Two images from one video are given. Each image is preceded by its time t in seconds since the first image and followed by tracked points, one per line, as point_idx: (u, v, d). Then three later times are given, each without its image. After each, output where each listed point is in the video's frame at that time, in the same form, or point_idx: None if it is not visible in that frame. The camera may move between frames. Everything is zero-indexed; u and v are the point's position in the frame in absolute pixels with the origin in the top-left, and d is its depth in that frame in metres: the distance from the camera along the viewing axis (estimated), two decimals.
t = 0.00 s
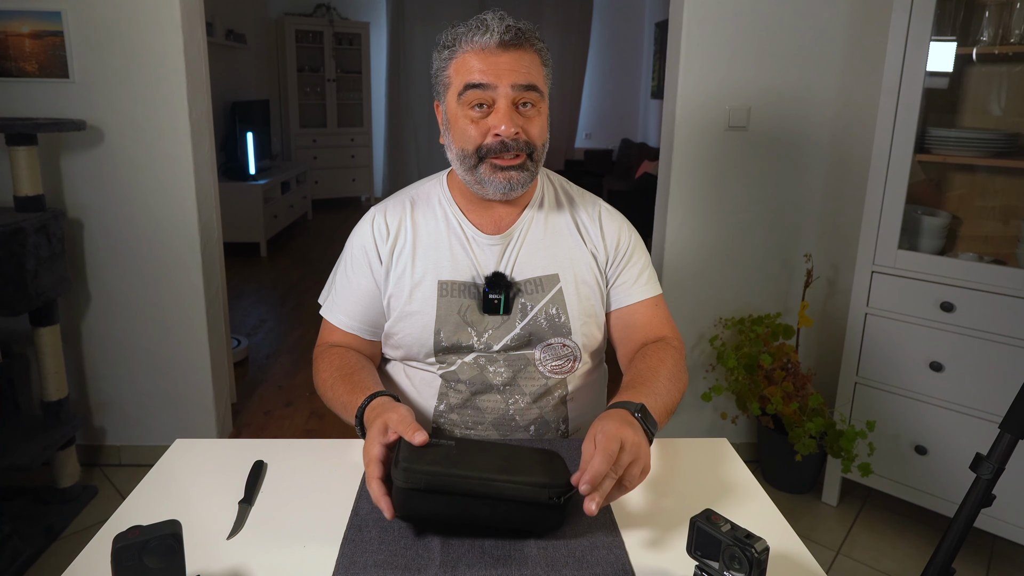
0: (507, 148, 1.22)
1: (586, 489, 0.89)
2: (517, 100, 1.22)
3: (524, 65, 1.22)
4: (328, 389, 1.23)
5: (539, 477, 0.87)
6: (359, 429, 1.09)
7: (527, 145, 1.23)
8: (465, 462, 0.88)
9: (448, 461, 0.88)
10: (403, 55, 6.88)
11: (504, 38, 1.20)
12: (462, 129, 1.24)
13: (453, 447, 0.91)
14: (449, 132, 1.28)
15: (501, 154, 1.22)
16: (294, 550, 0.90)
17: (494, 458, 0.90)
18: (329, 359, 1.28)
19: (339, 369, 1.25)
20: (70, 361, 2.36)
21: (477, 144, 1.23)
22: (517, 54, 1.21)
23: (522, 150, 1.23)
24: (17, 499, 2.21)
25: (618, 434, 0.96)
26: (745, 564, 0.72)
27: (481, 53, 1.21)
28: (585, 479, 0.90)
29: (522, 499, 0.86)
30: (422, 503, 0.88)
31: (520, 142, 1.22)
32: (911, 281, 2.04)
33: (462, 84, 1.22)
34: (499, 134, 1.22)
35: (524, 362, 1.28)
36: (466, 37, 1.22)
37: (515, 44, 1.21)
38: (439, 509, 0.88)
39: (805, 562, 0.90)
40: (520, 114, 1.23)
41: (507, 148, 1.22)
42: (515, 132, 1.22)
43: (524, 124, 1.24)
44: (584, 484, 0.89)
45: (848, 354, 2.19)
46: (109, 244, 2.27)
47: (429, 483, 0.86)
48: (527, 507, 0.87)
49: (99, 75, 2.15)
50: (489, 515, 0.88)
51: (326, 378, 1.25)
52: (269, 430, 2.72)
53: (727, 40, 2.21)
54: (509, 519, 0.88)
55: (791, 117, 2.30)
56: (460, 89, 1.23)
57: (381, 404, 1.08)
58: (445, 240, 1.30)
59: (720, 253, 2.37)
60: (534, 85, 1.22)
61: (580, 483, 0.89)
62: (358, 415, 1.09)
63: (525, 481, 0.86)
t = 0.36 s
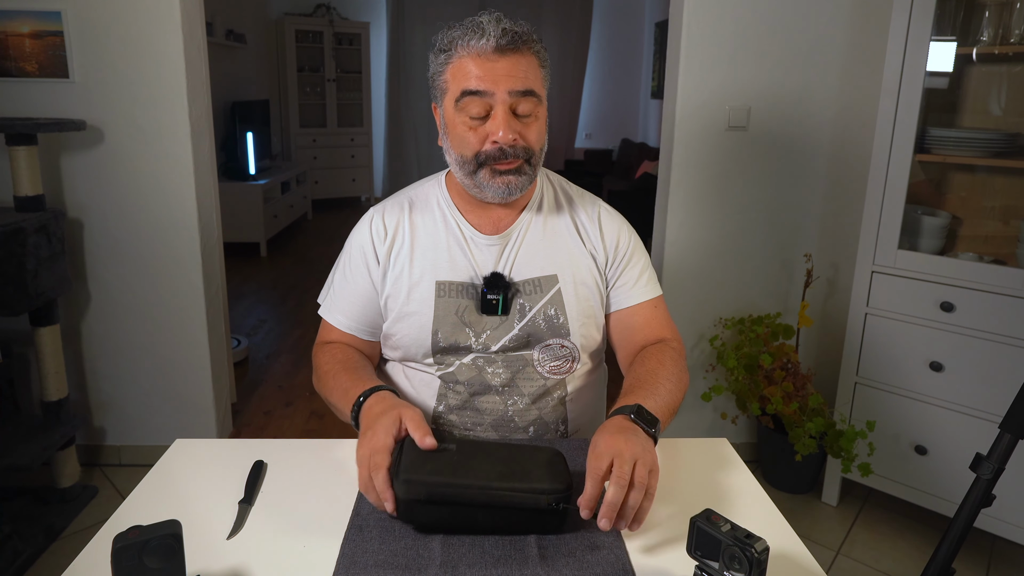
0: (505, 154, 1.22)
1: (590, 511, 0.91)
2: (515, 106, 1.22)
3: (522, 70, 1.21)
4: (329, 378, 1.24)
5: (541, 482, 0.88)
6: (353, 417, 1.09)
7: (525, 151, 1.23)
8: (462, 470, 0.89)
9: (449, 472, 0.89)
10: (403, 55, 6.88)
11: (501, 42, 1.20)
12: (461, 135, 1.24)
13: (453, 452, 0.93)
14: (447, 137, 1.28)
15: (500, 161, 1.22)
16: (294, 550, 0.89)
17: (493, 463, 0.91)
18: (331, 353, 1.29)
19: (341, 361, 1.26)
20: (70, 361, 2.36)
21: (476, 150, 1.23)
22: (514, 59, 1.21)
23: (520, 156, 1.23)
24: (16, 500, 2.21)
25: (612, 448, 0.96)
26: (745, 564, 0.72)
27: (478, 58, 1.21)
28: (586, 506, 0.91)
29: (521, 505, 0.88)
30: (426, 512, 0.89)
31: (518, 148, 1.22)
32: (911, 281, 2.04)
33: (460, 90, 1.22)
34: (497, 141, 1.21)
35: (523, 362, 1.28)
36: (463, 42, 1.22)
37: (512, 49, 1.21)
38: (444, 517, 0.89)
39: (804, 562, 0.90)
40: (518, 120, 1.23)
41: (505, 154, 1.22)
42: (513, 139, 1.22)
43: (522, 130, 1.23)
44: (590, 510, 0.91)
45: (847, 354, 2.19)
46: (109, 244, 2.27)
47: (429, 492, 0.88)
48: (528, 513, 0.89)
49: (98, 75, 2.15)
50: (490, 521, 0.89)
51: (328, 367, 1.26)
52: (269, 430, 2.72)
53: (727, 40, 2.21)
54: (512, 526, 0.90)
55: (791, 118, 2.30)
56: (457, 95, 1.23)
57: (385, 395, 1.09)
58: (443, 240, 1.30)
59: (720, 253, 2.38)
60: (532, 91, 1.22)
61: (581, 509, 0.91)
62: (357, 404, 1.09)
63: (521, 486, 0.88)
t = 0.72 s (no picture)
0: (506, 160, 1.22)
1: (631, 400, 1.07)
2: (516, 112, 1.22)
3: (522, 75, 1.21)
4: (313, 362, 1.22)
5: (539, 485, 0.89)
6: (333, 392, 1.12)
7: (526, 157, 1.24)
8: (459, 481, 0.90)
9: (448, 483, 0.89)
10: (403, 55, 6.88)
11: (503, 48, 1.19)
12: (461, 140, 1.24)
13: (450, 459, 0.95)
14: (448, 141, 1.28)
15: (500, 167, 1.23)
16: (294, 550, 0.89)
17: (491, 470, 0.93)
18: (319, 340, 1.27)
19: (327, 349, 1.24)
20: (70, 361, 2.36)
21: (476, 156, 1.24)
22: (515, 64, 1.20)
23: (520, 162, 1.23)
24: (16, 500, 2.21)
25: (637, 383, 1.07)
26: (745, 563, 0.72)
27: (479, 63, 1.20)
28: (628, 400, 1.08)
29: (521, 510, 0.88)
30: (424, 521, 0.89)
31: (518, 154, 1.23)
32: (911, 281, 2.04)
33: (461, 95, 1.22)
34: (498, 147, 1.21)
35: (522, 362, 1.28)
36: (464, 46, 1.21)
37: (513, 54, 1.20)
38: (442, 528, 0.89)
39: (804, 561, 0.90)
40: (520, 125, 1.23)
41: (506, 161, 1.22)
42: (514, 144, 1.22)
43: (523, 136, 1.23)
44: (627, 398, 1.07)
45: (847, 354, 2.19)
46: (109, 244, 2.27)
47: (427, 508, 0.87)
48: (527, 518, 0.89)
49: (98, 75, 2.15)
50: (492, 530, 0.90)
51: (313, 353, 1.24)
52: (269, 430, 2.72)
53: (727, 39, 2.21)
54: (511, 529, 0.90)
55: (791, 118, 2.30)
56: (458, 101, 1.23)
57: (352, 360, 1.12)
58: (443, 240, 1.30)
59: (719, 253, 2.37)
60: (533, 96, 1.22)
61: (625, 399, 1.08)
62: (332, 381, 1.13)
63: (520, 492, 0.88)
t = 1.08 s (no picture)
0: (513, 161, 1.22)
1: (562, 491, 0.88)
2: (524, 113, 1.22)
3: (529, 76, 1.21)
4: (322, 383, 1.22)
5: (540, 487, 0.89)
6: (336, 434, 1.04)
7: (532, 158, 1.23)
8: (459, 478, 0.90)
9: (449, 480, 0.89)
10: (403, 55, 6.88)
11: (510, 49, 1.19)
12: (468, 142, 1.24)
13: (451, 459, 0.94)
14: (453, 144, 1.28)
15: (507, 168, 1.23)
16: (293, 550, 0.89)
17: (490, 469, 0.92)
18: (325, 357, 1.27)
19: (335, 368, 1.24)
20: (70, 360, 2.36)
21: (483, 157, 1.23)
22: (522, 65, 1.20)
23: (527, 164, 1.23)
24: (16, 500, 2.21)
25: (602, 438, 0.95)
26: (745, 564, 0.72)
27: (485, 64, 1.20)
28: (557, 483, 0.88)
29: (520, 511, 0.88)
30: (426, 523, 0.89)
31: (525, 155, 1.22)
32: (911, 281, 2.04)
33: (467, 96, 1.22)
34: (506, 148, 1.21)
35: (524, 363, 1.28)
36: (471, 47, 1.21)
37: (520, 55, 1.20)
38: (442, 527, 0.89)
39: (804, 561, 0.90)
40: (526, 126, 1.23)
41: (513, 162, 1.22)
42: (521, 145, 1.22)
43: (530, 137, 1.23)
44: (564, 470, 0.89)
45: (848, 354, 2.19)
46: (109, 244, 2.27)
47: (426, 506, 0.87)
48: (526, 518, 0.89)
49: (98, 74, 2.15)
50: (491, 530, 0.90)
51: (321, 372, 1.24)
52: (269, 430, 2.72)
53: (727, 39, 2.21)
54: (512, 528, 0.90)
55: (791, 118, 2.30)
56: (465, 102, 1.22)
57: (372, 412, 1.03)
58: (445, 242, 1.30)
59: (720, 253, 2.38)
60: (540, 97, 1.22)
61: (552, 484, 0.89)
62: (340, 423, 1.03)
63: (519, 492, 0.88)
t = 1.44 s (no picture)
0: (510, 167, 1.22)
1: (550, 523, 0.88)
2: (522, 118, 1.22)
3: (527, 80, 1.21)
4: (324, 393, 1.21)
5: (539, 488, 0.89)
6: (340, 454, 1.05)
7: (530, 164, 1.23)
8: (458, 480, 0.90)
9: (448, 481, 0.89)
10: (403, 55, 6.88)
11: (507, 53, 1.19)
12: (466, 147, 1.24)
13: (450, 460, 0.93)
14: (451, 147, 1.28)
15: (505, 174, 1.23)
16: (294, 551, 0.89)
17: (490, 471, 0.92)
18: (328, 364, 1.27)
19: (339, 378, 1.24)
20: (70, 360, 2.36)
21: (481, 162, 1.23)
22: (520, 70, 1.20)
23: (524, 169, 1.23)
24: (16, 500, 2.21)
25: (597, 471, 0.94)
26: (745, 564, 0.72)
27: (483, 69, 1.20)
28: (545, 516, 0.89)
29: (519, 511, 0.88)
30: (427, 525, 0.89)
31: (523, 160, 1.22)
32: (911, 281, 2.04)
33: (465, 101, 1.21)
34: (503, 153, 1.21)
35: (522, 365, 1.28)
36: (469, 50, 1.21)
37: (518, 59, 1.20)
38: (442, 528, 0.89)
39: (804, 561, 0.90)
40: (525, 131, 1.23)
41: (510, 167, 1.22)
42: (519, 151, 1.22)
43: (528, 142, 1.23)
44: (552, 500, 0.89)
45: (848, 354, 2.19)
46: (109, 244, 2.27)
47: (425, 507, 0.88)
48: (526, 518, 0.89)
49: (98, 75, 2.15)
50: (492, 530, 0.89)
51: (324, 380, 1.24)
52: (269, 430, 2.72)
53: (727, 39, 2.21)
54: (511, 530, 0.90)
55: (791, 118, 2.30)
56: (463, 107, 1.22)
57: (374, 431, 1.05)
58: (443, 244, 1.30)
59: (720, 253, 2.38)
60: (538, 102, 1.22)
61: (540, 516, 0.89)
62: (341, 442, 1.05)
63: (517, 492, 0.88)
